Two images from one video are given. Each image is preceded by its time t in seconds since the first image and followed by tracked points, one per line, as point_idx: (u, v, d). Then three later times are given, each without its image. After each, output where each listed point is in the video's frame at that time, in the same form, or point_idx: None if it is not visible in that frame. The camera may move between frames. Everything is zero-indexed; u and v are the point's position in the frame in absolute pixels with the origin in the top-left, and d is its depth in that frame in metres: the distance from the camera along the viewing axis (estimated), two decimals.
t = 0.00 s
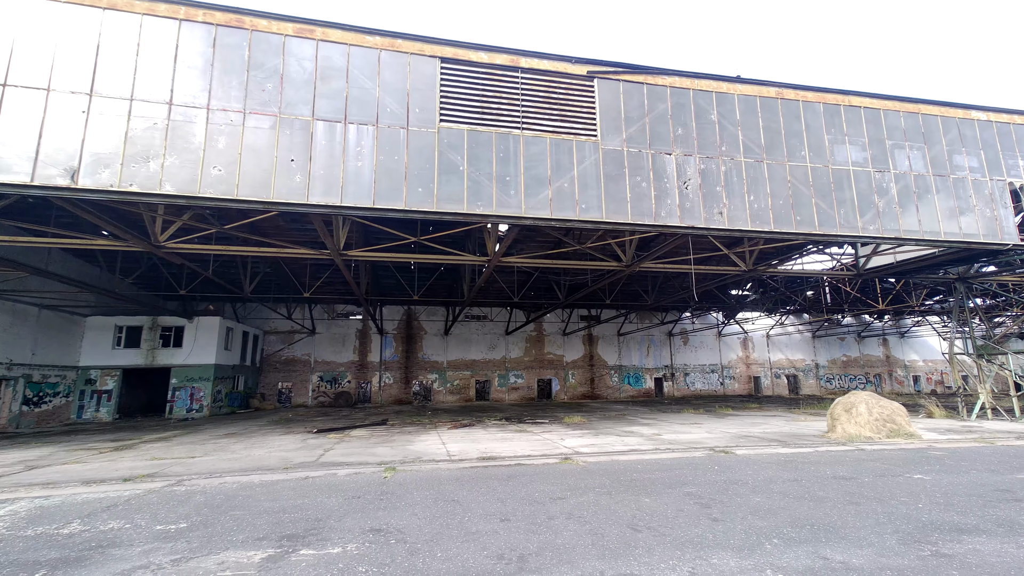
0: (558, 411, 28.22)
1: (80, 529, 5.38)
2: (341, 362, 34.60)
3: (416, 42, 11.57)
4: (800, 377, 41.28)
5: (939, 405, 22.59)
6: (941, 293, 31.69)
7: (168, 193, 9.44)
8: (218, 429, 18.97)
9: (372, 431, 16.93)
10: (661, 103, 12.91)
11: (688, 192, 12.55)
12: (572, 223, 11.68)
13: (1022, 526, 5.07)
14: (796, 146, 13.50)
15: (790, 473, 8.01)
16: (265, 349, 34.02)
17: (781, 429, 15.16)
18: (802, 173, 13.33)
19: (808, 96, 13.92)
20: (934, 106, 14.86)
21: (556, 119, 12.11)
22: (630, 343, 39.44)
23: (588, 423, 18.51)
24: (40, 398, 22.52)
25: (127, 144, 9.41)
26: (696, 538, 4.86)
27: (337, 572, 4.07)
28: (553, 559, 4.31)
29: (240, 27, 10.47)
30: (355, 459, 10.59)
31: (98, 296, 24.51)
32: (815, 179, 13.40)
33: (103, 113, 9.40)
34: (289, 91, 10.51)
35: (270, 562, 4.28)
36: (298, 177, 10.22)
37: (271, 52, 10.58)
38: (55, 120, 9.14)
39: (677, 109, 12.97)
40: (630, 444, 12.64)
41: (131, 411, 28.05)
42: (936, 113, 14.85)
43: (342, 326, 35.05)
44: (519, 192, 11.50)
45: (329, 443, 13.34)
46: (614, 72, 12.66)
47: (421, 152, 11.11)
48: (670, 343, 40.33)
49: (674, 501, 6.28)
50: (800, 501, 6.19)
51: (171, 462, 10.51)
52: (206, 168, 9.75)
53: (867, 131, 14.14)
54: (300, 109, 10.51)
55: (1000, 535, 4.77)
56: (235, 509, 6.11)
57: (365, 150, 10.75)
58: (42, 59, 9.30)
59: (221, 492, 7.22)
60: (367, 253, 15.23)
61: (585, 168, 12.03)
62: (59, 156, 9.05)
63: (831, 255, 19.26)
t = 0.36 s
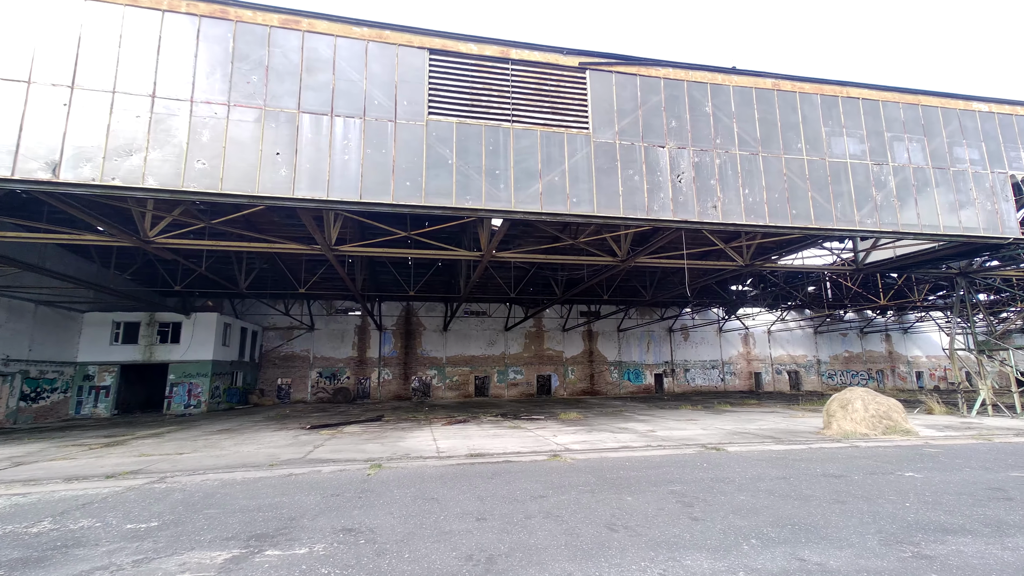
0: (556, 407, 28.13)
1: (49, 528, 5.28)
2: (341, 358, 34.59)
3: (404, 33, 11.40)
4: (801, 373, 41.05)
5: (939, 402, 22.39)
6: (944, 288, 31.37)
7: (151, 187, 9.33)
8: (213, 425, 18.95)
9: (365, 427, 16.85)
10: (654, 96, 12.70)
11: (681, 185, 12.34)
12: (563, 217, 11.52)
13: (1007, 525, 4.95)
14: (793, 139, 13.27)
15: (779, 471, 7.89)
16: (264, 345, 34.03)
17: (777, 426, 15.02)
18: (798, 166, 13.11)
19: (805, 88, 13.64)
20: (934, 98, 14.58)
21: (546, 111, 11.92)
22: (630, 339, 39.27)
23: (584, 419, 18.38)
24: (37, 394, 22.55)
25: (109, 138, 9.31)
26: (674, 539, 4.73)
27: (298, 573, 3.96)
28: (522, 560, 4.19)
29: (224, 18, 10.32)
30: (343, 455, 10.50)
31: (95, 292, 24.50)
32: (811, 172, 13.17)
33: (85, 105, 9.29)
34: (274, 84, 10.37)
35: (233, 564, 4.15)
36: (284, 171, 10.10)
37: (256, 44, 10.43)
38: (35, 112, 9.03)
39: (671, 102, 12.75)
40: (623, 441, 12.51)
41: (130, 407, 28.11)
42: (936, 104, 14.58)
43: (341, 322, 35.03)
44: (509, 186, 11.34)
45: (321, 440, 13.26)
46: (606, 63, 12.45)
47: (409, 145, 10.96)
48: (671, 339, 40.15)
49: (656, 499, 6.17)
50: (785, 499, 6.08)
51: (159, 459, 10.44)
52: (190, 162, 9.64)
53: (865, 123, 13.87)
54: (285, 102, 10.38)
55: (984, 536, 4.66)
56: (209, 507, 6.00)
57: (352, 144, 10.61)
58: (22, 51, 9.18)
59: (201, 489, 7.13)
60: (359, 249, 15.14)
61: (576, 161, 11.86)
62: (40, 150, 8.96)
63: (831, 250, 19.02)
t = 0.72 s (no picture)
0: (553, 404, 28.09)
1: (17, 526, 5.23)
2: (339, 355, 34.61)
3: (391, 27, 11.29)
4: (801, 370, 40.89)
5: (936, 399, 22.27)
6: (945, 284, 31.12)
7: (133, 182, 9.29)
8: (206, 422, 18.95)
9: (357, 424, 16.82)
10: (645, 90, 12.55)
11: (672, 180, 12.20)
12: (551, 212, 11.42)
13: (983, 524, 4.89)
14: (786, 133, 13.08)
15: (763, 468, 7.81)
16: (262, 342, 34.07)
17: (770, 423, 14.93)
18: (791, 161, 12.94)
19: (799, 82, 13.45)
20: (930, 91, 14.38)
21: (535, 106, 11.80)
22: (629, 336, 39.16)
23: (578, 416, 18.32)
24: (34, 390, 22.59)
25: (91, 132, 9.26)
26: (645, 538, 4.65)
27: (256, 572, 3.89)
28: (486, 559, 4.12)
29: (208, 11, 10.25)
30: (329, 452, 10.46)
31: (91, 289, 24.52)
32: (805, 167, 13.00)
33: (66, 99, 9.23)
34: (258, 78, 10.29)
35: (194, 563, 4.09)
36: (268, 166, 10.03)
37: (239, 38, 10.34)
38: (16, 107, 9.00)
39: (663, 96, 12.60)
40: (613, 438, 12.44)
41: (128, 403, 28.17)
42: (933, 98, 14.38)
43: (339, 319, 35.02)
44: (496, 181, 11.24)
45: (310, 436, 13.22)
46: (596, 57, 12.31)
47: (395, 141, 10.87)
48: (670, 336, 40.02)
49: (634, 497, 6.10)
50: (763, 497, 6.01)
51: (145, 456, 10.41)
52: (173, 157, 9.58)
53: (860, 117, 13.67)
54: (269, 96, 10.29)
55: (958, 534, 4.59)
56: (183, 505, 5.95)
57: (338, 138, 10.53)
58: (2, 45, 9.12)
59: (179, 487, 7.08)
60: (350, 245, 15.09)
61: (565, 156, 11.73)
62: (21, 145, 8.91)
63: (828, 246, 18.84)
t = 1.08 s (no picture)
0: (551, 399, 28.06)
1: None
2: (339, 350, 34.71)
3: (378, 19, 11.18)
4: (804, 365, 40.63)
5: (937, 394, 22.07)
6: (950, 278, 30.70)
7: (118, 178, 9.32)
8: (204, 417, 19.05)
9: (353, 419, 16.82)
10: (638, 82, 12.37)
11: (665, 174, 12.02)
12: (541, 207, 11.31)
13: (962, 522, 4.80)
14: (781, 126, 12.85)
15: (749, 465, 7.74)
16: (263, 338, 34.21)
17: (766, 419, 14.82)
18: (786, 154, 12.72)
19: (795, 73, 13.19)
20: (930, 82, 14.10)
21: (525, 99, 11.67)
22: (630, 331, 39.01)
23: (575, 412, 18.26)
24: (36, 386, 22.78)
25: (76, 128, 9.28)
26: (616, 537, 4.57)
27: (215, 572, 3.84)
28: (450, 557, 4.06)
29: (193, 5, 10.21)
30: (318, 448, 10.45)
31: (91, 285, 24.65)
32: (800, 160, 12.78)
33: (51, 95, 9.25)
34: (244, 72, 10.25)
35: (156, 561, 4.06)
36: (254, 161, 10.01)
37: (224, 32, 10.29)
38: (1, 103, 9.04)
39: (655, 88, 12.42)
40: (606, 434, 12.37)
41: (129, 398, 28.40)
42: (933, 89, 14.10)
43: (340, 315, 35.09)
44: (485, 176, 11.14)
45: (303, 432, 13.22)
46: (587, 49, 12.15)
47: (383, 135, 10.77)
48: (671, 331, 39.83)
49: (614, 495, 6.03)
50: (743, 495, 5.95)
51: (135, 451, 10.46)
52: (159, 152, 9.59)
53: (858, 109, 13.41)
54: (255, 91, 10.25)
55: (935, 533, 4.52)
56: (159, 502, 5.93)
57: (325, 133, 10.46)
58: None
59: (161, 483, 7.08)
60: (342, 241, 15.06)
61: (555, 151, 11.61)
62: (6, 141, 8.95)
63: (828, 240, 18.61)
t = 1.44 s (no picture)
0: (545, 392, 28.02)
1: None
2: (334, 344, 34.65)
3: (361, 6, 10.99)
4: (800, 359, 40.60)
5: (930, 387, 22.05)
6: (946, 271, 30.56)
7: (94, 167, 9.23)
8: (194, 410, 18.98)
9: (343, 412, 16.74)
10: (626, 71, 12.18)
11: (652, 164, 11.83)
12: (527, 198, 11.17)
13: (933, 514, 4.75)
14: (771, 115, 12.66)
15: (730, 457, 7.69)
16: (258, 331, 34.13)
17: (755, 412, 14.78)
18: (777, 145, 12.53)
19: (786, 62, 12.99)
20: (923, 71, 13.89)
21: (511, 88, 11.48)
22: (626, 324, 38.93)
23: (566, 405, 18.21)
24: (26, 379, 22.67)
25: (50, 115, 9.19)
26: (582, 529, 4.50)
27: (165, 566, 3.74)
28: (408, 550, 3.97)
29: None
30: (301, 441, 10.37)
31: (82, 278, 24.48)
32: (791, 150, 12.59)
33: (24, 82, 9.16)
34: (223, 59, 10.11)
35: (107, 555, 3.96)
36: (233, 150, 9.88)
37: (202, 18, 10.15)
38: None
39: (644, 77, 12.23)
40: (594, 426, 12.31)
41: (123, 391, 28.32)
42: (926, 78, 13.88)
43: (335, 308, 34.99)
44: (470, 166, 10.98)
45: (289, 425, 13.13)
46: (574, 37, 11.95)
47: (365, 124, 10.60)
48: (667, 325, 39.77)
49: (588, 487, 5.96)
50: (719, 488, 5.88)
51: (116, 444, 10.37)
52: (135, 140, 9.49)
53: (850, 98, 13.20)
54: (234, 78, 10.11)
55: (904, 525, 4.46)
56: (126, 495, 5.84)
57: (305, 121, 10.30)
58: None
59: (134, 476, 7.01)
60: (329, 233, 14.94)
61: (541, 141, 11.45)
62: None
63: (822, 233, 18.48)
